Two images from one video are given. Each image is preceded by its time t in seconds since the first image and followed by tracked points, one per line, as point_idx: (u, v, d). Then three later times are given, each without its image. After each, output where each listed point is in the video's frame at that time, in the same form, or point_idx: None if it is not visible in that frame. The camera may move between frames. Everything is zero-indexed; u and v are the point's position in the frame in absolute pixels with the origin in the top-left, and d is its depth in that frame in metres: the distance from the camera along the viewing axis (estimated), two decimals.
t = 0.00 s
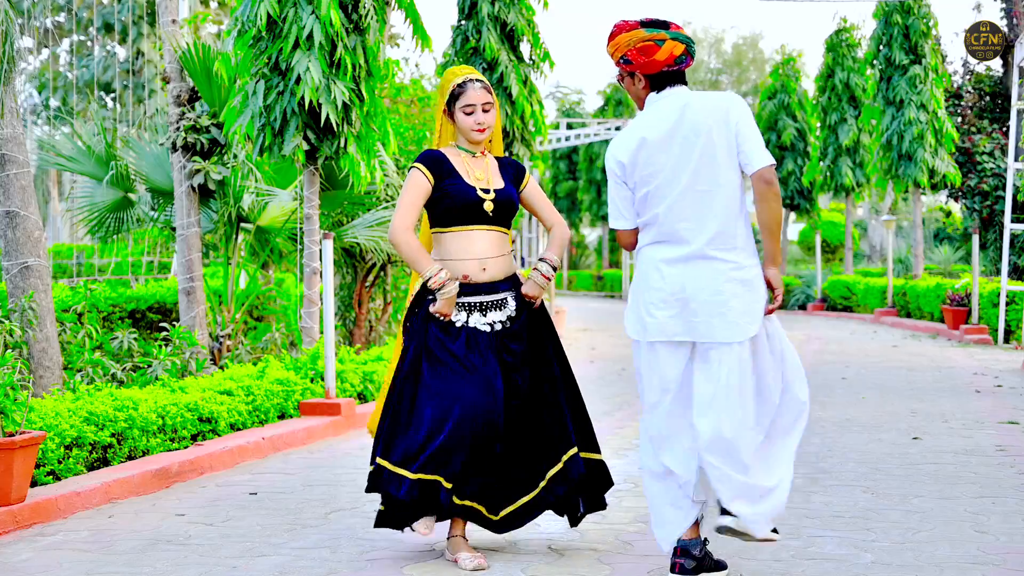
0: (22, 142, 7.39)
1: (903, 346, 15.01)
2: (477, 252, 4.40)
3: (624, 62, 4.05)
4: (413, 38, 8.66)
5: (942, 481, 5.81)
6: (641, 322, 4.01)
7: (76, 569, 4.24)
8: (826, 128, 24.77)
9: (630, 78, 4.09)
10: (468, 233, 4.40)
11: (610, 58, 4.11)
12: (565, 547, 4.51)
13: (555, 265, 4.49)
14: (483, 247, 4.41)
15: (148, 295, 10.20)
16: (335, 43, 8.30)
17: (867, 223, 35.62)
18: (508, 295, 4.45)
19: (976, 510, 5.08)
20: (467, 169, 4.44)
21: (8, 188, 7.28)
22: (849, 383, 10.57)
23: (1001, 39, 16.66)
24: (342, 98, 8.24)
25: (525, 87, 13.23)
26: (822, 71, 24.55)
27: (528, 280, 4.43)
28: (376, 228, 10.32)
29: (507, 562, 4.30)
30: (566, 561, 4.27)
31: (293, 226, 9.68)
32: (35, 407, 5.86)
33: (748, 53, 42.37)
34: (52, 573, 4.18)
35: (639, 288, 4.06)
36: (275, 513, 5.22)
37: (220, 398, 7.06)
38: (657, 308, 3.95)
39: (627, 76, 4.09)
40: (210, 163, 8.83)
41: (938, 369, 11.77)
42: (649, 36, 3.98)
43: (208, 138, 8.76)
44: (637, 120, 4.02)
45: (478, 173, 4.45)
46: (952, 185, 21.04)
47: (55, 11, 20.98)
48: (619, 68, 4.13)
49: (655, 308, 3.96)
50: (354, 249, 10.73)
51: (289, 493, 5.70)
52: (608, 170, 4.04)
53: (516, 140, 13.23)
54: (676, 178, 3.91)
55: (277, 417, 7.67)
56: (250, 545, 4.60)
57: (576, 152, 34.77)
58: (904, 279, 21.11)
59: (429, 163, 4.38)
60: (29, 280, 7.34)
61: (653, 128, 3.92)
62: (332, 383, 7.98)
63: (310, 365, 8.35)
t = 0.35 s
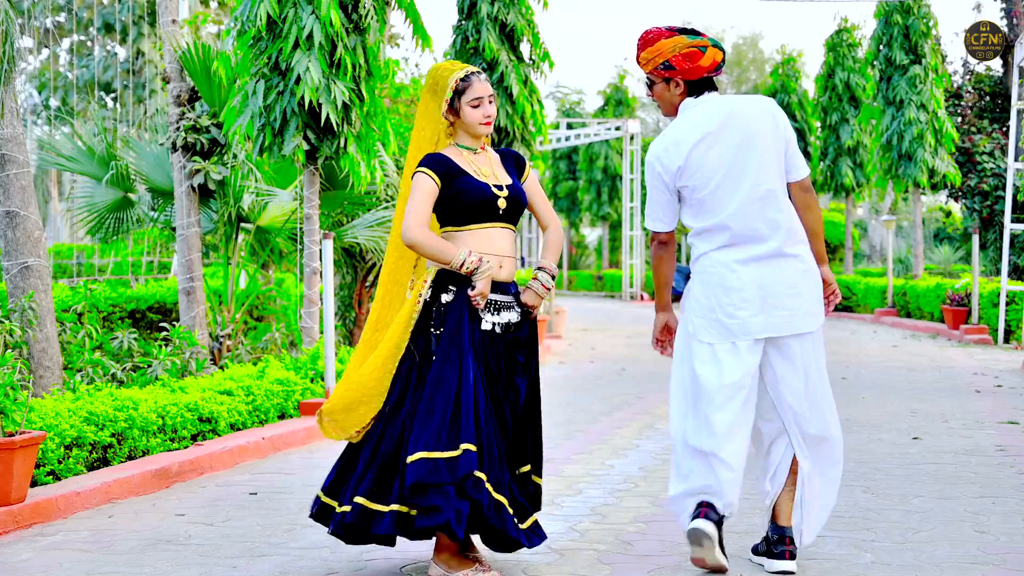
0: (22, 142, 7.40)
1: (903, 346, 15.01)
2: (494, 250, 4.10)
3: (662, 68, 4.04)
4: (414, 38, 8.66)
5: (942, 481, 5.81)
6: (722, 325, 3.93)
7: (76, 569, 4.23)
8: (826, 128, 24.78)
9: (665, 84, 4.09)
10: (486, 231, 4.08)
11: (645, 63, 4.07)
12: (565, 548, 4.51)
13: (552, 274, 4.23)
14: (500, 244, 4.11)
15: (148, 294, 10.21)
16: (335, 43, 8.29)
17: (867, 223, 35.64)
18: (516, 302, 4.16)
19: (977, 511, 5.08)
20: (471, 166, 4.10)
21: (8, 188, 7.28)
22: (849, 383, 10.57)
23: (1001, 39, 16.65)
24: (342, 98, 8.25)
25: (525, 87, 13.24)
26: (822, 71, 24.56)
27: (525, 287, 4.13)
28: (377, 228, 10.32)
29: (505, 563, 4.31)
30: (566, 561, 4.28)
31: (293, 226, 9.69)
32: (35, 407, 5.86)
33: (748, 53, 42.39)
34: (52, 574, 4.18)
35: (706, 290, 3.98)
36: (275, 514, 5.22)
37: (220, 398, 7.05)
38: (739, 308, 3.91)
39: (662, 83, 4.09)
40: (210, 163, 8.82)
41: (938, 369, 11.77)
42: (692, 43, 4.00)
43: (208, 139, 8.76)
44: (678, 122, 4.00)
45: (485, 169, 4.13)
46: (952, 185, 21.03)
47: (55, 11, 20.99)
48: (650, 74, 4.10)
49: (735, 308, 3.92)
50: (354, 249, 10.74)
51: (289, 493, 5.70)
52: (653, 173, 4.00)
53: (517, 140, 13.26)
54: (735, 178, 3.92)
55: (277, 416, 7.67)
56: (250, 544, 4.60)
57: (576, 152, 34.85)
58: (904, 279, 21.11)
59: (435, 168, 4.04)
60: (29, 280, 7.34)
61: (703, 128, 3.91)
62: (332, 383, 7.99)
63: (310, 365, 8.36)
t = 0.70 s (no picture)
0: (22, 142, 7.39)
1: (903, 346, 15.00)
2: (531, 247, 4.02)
3: (683, 72, 4.17)
4: (413, 38, 8.66)
5: (942, 481, 5.81)
6: (726, 314, 4.13)
7: (75, 570, 4.24)
8: (826, 127, 24.78)
9: (679, 86, 4.21)
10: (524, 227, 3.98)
11: (665, 64, 4.17)
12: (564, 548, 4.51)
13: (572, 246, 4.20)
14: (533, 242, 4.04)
15: (148, 294, 10.21)
16: (335, 43, 8.29)
17: (867, 223, 35.63)
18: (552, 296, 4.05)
19: (977, 510, 5.08)
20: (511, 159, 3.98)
21: (8, 188, 7.28)
22: (849, 383, 10.56)
23: (1001, 39, 16.65)
24: (342, 98, 8.25)
25: (525, 88, 13.26)
26: (821, 71, 24.54)
27: (561, 259, 4.12)
28: (377, 228, 10.32)
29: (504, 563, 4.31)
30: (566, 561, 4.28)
31: (293, 226, 9.68)
32: (35, 407, 5.85)
33: (748, 53, 42.37)
34: (52, 574, 4.18)
35: (709, 282, 4.17)
36: (275, 514, 5.22)
37: (220, 398, 7.05)
38: (743, 299, 4.10)
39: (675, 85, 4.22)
40: (210, 163, 8.82)
41: (938, 369, 11.76)
42: (711, 47, 4.19)
43: (208, 139, 8.77)
44: (696, 115, 4.12)
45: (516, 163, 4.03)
46: (951, 185, 21.03)
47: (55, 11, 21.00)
48: (666, 76, 4.20)
49: (741, 299, 4.10)
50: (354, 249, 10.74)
51: (289, 493, 5.70)
52: (667, 162, 4.03)
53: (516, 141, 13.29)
54: (748, 175, 4.12)
55: (277, 416, 7.67)
56: (250, 545, 4.60)
57: (576, 152, 34.91)
58: (904, 279, 21.10)
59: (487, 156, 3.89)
60: (29, 280, 7.34)
61: (721, 125, 4.07)
62: (332, 383, 7.99)
63: (310, 365, 8.35)
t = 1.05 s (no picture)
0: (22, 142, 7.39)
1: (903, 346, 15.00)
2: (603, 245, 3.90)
3: (674, 78, 4.19)
4: (413, 38, 8.67)
5: (942, 481, 5.81)
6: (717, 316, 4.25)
7: (75, 569, 4.23)
8: (826, 127, 24.78)
9: (664, 91, 4.22)
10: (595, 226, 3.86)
11: (661, 69, 4.15)
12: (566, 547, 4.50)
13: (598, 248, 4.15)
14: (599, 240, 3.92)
15: (148, 294, 10.20)
16: (335, 43, 8.30)
17: (867, 222, 35.64)
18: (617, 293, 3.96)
19: (977, 510, 5.08)
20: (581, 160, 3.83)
21: (8, 188, 7.28)
22: (849, 383, 10.56)
23: (1002, 39, 16.64)
24: (342, 98, 8.25)
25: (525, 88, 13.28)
26: (821, 71, 24.53)
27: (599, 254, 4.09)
28: (376, 228, 10.33)
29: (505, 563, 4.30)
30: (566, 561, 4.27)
31: (293, 226, 9.68)
32: (35, 407, 5.85)
33: (748, 52, 42.38)
34: (52, 574, 4.18)
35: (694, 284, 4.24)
36: (275, 513, 5.21)
37: (220, 398, 7.05)
38: (723, 304, 4.25)
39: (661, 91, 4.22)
40: (210, 163, 8.81)
41: (938, 369, 11.76)
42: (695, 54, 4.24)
43: (208, 139, 8.78)
44: (682, 123, 4.15)
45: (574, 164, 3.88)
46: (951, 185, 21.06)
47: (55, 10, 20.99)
48: (657, 80, 4.19)
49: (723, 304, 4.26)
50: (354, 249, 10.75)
51: (289, 493, 5.69)
52: (668, 172, 4.05)
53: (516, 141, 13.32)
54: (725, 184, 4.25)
55: (277, 416, 7.68)
56: (250, 544, 4.60)
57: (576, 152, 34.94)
58: (904, 279, 21.10)
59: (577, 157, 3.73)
60: (29, 280, 7.34)
61: (706, 135, 4.15)
62: (332, 383, 8.00)
63: (310, 364, 8.34)
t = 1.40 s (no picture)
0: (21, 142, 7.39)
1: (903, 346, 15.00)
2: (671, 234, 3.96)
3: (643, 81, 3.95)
4: (413, 38, 8.66)
5: (942, 481, 5.81)
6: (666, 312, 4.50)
7: (75, 569, 4.23)
8: (826, 127, 24.78)
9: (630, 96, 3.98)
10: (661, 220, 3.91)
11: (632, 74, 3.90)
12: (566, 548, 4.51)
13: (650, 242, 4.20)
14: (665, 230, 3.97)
15: (148, 294, 10.20)
16: (335, 43, 8.30)
17: (867, 222, 35.64)
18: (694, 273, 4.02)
19: (976, 511, 5.08)
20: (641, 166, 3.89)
21: (8, 188, 7.28)
22: (850, 383, 10.55)
23: (1002, 39, 16.63)
24: (342, 98, 8.24)
25: (525, 87, 13.28)
26: (821, 71, 24.51)
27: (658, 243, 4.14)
28: (376, 228, 10.33)
29: (505, 563, 4.29)
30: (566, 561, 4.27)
31: (293, 226, 9.68)
32: (35, 406, 5.85)
33: (748, 53, 42.41)
34: (52, 574, 4.18)
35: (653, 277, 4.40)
36: (274, 513, 5.21)
37: (220, 398, 7.04)
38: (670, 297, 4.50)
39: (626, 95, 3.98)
40: (210, 163, 8.81)
41: (939, 369, 11.76)
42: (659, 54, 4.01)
43: (209, 139, 8.79)
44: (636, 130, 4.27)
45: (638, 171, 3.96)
46: (951, 185, 21.11)
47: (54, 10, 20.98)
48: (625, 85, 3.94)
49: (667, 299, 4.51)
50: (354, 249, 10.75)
51: (289, 493, 5.70)
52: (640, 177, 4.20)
53: (515, 140, 13.34)
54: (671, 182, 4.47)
55: (277, 416, 7.68)
56: (250, 544, 4.60)
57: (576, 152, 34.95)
58: (904, 279, 21.09)
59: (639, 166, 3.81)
60: (30, 280, 7.34)
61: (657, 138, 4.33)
62: (332, 383, 8.00)
63: (310, 364, 8.33)
